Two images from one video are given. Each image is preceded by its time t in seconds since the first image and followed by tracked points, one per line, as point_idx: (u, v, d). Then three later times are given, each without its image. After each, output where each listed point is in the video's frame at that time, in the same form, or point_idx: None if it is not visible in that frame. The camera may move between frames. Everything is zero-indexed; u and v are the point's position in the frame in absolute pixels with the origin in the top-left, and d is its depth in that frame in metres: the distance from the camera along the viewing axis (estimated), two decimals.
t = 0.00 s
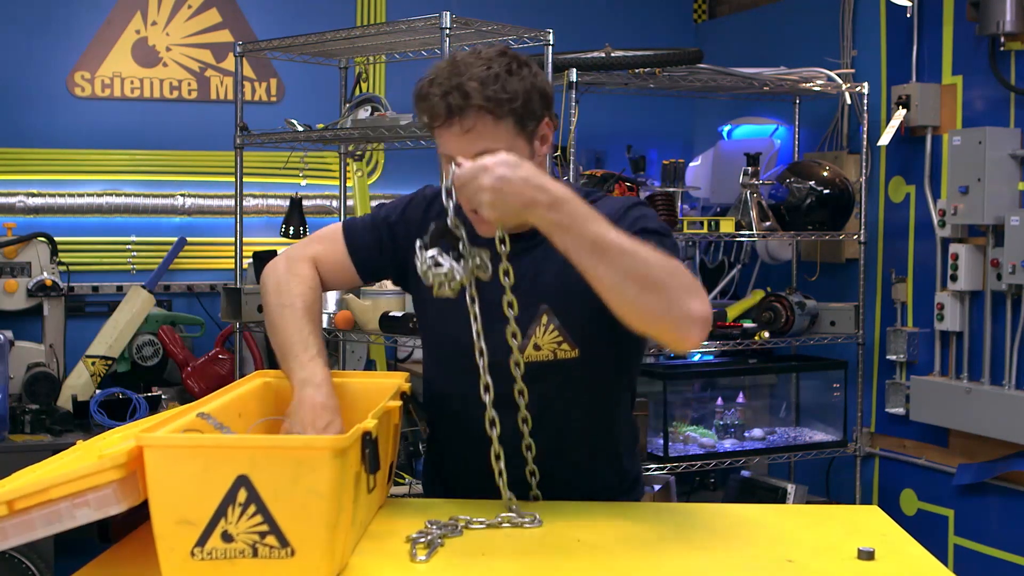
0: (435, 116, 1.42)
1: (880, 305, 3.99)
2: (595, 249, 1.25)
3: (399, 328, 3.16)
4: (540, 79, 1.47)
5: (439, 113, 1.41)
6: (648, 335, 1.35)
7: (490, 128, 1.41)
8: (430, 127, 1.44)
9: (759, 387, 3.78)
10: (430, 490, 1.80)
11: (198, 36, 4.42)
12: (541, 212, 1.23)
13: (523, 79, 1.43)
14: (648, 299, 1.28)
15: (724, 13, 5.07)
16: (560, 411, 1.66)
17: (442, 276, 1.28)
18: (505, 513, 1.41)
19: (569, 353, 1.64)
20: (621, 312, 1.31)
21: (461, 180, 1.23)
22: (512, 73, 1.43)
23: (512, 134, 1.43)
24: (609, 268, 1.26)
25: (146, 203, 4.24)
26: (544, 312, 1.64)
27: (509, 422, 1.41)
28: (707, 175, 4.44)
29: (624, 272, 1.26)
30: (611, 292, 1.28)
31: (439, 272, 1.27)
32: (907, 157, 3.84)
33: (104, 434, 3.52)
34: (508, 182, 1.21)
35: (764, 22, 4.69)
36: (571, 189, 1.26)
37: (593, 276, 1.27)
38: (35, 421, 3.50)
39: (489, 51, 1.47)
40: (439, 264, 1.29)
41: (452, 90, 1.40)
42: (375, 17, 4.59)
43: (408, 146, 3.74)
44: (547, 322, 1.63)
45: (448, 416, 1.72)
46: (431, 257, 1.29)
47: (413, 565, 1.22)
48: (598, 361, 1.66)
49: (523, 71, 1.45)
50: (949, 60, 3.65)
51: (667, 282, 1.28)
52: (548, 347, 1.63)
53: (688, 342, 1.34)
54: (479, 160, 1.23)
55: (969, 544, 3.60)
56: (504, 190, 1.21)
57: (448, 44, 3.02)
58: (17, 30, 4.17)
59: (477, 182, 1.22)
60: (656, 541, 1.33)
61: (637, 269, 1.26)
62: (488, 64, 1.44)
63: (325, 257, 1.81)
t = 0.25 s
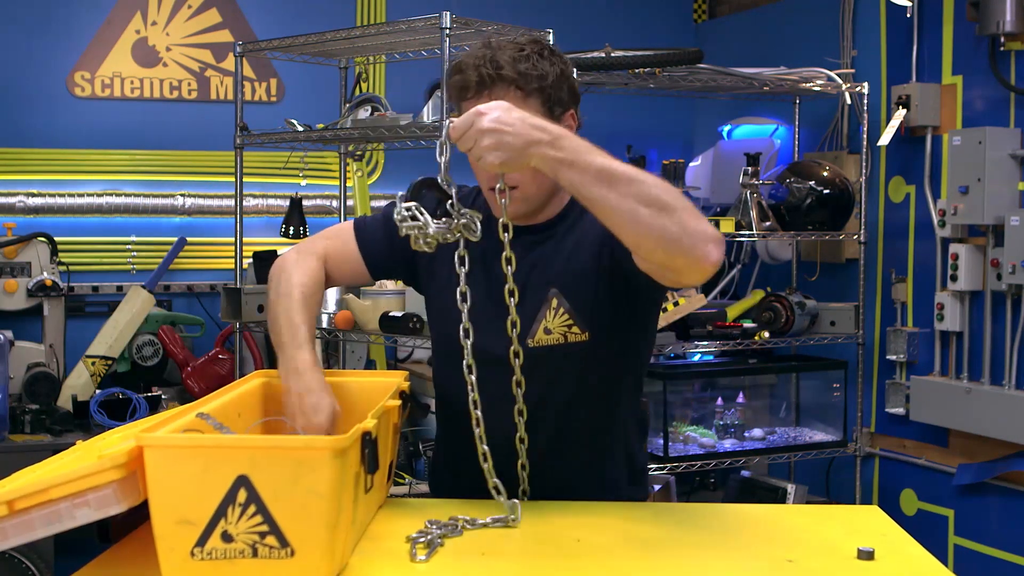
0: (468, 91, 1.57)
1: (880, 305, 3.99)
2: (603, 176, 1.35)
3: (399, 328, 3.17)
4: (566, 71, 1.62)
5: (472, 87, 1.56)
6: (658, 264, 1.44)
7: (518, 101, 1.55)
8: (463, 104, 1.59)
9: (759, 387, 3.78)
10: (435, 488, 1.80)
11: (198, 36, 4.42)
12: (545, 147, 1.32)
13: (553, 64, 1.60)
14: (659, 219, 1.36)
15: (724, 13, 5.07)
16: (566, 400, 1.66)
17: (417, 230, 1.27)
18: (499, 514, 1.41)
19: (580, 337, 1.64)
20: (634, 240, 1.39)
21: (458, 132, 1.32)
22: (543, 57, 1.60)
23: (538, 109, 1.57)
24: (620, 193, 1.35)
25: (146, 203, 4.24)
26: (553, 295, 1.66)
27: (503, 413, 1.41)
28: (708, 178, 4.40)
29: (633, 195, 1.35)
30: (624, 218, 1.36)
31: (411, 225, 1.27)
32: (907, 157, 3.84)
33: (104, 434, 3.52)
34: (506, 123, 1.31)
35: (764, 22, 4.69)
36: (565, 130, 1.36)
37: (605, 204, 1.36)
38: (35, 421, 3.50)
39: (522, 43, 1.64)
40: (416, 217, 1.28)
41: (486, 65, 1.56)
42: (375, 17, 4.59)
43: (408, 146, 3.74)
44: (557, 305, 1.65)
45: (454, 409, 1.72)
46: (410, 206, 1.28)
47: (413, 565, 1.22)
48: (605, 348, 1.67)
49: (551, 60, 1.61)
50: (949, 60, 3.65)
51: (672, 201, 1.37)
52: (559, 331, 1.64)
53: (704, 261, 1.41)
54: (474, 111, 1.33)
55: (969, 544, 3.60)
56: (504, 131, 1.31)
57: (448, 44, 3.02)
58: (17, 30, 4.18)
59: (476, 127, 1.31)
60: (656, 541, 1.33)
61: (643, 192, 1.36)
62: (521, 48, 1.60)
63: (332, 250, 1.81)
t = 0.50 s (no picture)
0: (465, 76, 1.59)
1: (880, 305, 3.99)
2: (607, 159, 1.38)
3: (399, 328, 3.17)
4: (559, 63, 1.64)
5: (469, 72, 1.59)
6: (668, 243, 1.46)
7: (513, 88, 1.58)
8: (459, 89, 1.61)
9: (759, 387, 3.78)
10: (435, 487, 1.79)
11: (198, 36, 4.42)
12: (546, 133, 1.35)
13: (547, 53, 1.62)
14: (666, 198, 1.39)
15: (724, 13, 5.07)
16: (564, 393, 1.66)
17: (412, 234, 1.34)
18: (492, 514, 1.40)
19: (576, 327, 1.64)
20: (644, 222, 1.41)
21: (460, 129, 1.34)
22: (537, 47, 1.62)
23: (532, 97, 1.59)
24: (625, 175, 1.38)
25: (146, 203, 4.24)
26: (551, 286, 1.67)
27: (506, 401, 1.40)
28: (706, 177, 4.41)
29: (637, 177, 1.38)
30: (631, 199, 1.38)
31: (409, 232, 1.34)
32: (907, 157, 3.84)
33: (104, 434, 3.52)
34: (507, 115, 1.33)
35: (764, 22, 4.69)
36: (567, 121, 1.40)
37: (613, 188, 1.38)
38: (35, 421, 3.50)
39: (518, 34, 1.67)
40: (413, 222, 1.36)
41: (483, 52, 1.58)
42: (375, 17, 4.59)
43: (408, 146, 3.74)
44: (556, 296, 1.66)
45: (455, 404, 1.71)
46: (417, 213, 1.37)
47: (413, 565, 1.22)
48: (604, 342, 1.67)
49: (546, 50, 1.63)
50: (949, 60, 3.65)
51: (677, 181, 1.40)
52: (557, 321, 1.65)
53: (713, 235, 1.43)
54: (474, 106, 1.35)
55: (969, 544, 3.60)
56: (506, 122, 1.33)
57: (448, 44, 3.02)
58: (17, 30, 4.18)
59: (478, 121, 1.33)
60: (656, 541, 1.33)
61: (649, 173, 1.39)
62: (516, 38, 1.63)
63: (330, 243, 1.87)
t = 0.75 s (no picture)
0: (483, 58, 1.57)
1: (880, 305, 3.99)
2: (650, 243, 1.40)
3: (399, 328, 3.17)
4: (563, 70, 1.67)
5: (489, 56, 1.57)
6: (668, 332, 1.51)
7: (532, 79, 1.57)
8: (472, 72, 1.58)
9: (759, 387, 3.78)
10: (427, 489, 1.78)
11: (198, 36, 4.42)
12: (603, 195, 1.35)
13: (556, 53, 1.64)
14: (691, 299, 1.43)
15: (724, 13, 5.07)
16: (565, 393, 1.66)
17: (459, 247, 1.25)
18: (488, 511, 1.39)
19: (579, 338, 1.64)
20: (659, 309, 1.46)
21: (534, 159, 1.29)
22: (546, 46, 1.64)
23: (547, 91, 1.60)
24: (663, 264, 1.41)
25: (145, 203, 4.24)
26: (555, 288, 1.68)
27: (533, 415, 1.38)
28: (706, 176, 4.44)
29: (671, 270, 1.41)
30: (658, 287, 1.42)
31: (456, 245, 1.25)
32: (907, 158, 3.84)
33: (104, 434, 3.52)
34: (581, 163, 1.31)
35: (764, 22, 4.69)
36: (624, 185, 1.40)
37: (645, 270, 1.41)
38: (35, 421, 3.50)
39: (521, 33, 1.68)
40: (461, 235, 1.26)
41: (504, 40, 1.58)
42: (375, 17, 4.59)
43: (408, 146, 3.74)
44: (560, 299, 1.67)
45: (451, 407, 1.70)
46: (457, 219, 1.31)
47: (413, 566, 1.22)
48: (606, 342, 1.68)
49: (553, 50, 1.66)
50: (949, 60, 3.65)
51: (705, 284, 1.45)
52: (560, 332, 1.65)
53: (714, 347, 1.51)
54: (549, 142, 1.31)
55: (969, 544, 3.60)
56: (580, 169, 1.31)
57: (448, 44, 3.02)
58: (17, 30, 4.18)
59: (553, 159, 1.29)
60: (657, 541, 1.33)
61: (684, 270, 1.42)
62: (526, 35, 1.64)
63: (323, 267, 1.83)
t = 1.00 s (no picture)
0: (494, 61, 1.59)
1: (880, 305, 3.99)
2: (685, 251, 1.47)
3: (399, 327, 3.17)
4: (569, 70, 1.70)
5: (499, 59, 1.58)
6: (694, 336, 1.60)
7: (543, 84, 1.60)
8: (483, 75, 1.60)
9: (759, 387, 3.78)
10: (427, 488, 1.78)
11: (199, 36, 4.42)
12: (642, 206, 1.41)
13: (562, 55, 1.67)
14: (722, 307, 1.51)
15: (724, 13, 5.07)
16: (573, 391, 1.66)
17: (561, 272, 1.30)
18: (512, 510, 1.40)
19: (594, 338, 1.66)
20: (691, 314, 1.53)
21: (575, 175, 1.35)
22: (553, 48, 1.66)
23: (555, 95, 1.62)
24: (697, 271, 1.48)
25: (145, 203, 4.24)
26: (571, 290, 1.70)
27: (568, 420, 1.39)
28: (706, 176, 4.43)
29: (705, 278, 1.49)
30: (692, 294, 1.49)
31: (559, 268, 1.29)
32: (907, 158, 3.84)
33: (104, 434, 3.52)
34: (620, 176, 1.37)
35: (764, 22, 4.69)
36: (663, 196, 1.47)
37: (679, 275, 1.48)
38: (35, 421, 3.50)
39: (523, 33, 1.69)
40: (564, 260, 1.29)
41: (516, 43, 1.59)
42: (375, 17, 4.59)
43: (408, 146, 3.74)
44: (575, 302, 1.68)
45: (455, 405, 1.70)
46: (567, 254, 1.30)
47: (413, 565, 1.22)
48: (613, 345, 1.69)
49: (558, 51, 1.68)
50: (949, 60, 3.65)
51: (734, 292, 1.53)
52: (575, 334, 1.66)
53: (739, 352, 1.59)
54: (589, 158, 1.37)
55: (969, 543, 3.60)
56: (619, 181, 1.36)
57: (448, 44, 3.02)
58: (17, 30, 4.18)
59: (594, 174, 1.35)
60: (657, 540, 1.33)
61: (716, 278, 1.50)
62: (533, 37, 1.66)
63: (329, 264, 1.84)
